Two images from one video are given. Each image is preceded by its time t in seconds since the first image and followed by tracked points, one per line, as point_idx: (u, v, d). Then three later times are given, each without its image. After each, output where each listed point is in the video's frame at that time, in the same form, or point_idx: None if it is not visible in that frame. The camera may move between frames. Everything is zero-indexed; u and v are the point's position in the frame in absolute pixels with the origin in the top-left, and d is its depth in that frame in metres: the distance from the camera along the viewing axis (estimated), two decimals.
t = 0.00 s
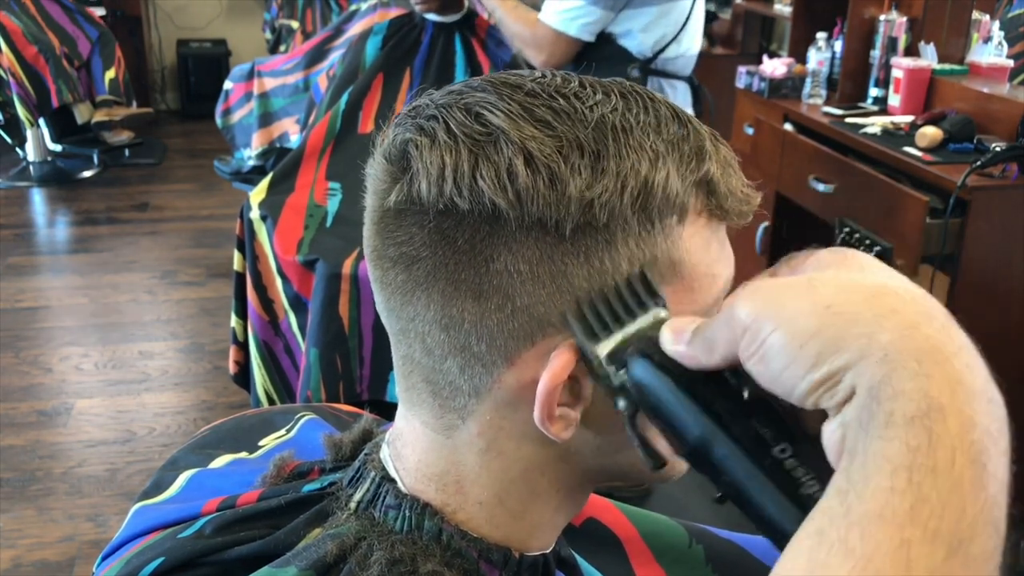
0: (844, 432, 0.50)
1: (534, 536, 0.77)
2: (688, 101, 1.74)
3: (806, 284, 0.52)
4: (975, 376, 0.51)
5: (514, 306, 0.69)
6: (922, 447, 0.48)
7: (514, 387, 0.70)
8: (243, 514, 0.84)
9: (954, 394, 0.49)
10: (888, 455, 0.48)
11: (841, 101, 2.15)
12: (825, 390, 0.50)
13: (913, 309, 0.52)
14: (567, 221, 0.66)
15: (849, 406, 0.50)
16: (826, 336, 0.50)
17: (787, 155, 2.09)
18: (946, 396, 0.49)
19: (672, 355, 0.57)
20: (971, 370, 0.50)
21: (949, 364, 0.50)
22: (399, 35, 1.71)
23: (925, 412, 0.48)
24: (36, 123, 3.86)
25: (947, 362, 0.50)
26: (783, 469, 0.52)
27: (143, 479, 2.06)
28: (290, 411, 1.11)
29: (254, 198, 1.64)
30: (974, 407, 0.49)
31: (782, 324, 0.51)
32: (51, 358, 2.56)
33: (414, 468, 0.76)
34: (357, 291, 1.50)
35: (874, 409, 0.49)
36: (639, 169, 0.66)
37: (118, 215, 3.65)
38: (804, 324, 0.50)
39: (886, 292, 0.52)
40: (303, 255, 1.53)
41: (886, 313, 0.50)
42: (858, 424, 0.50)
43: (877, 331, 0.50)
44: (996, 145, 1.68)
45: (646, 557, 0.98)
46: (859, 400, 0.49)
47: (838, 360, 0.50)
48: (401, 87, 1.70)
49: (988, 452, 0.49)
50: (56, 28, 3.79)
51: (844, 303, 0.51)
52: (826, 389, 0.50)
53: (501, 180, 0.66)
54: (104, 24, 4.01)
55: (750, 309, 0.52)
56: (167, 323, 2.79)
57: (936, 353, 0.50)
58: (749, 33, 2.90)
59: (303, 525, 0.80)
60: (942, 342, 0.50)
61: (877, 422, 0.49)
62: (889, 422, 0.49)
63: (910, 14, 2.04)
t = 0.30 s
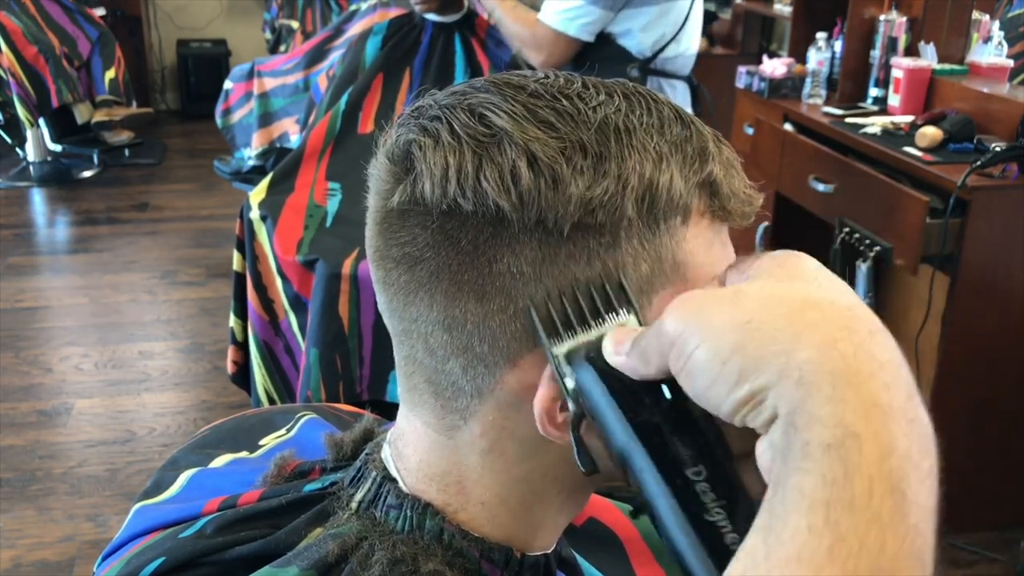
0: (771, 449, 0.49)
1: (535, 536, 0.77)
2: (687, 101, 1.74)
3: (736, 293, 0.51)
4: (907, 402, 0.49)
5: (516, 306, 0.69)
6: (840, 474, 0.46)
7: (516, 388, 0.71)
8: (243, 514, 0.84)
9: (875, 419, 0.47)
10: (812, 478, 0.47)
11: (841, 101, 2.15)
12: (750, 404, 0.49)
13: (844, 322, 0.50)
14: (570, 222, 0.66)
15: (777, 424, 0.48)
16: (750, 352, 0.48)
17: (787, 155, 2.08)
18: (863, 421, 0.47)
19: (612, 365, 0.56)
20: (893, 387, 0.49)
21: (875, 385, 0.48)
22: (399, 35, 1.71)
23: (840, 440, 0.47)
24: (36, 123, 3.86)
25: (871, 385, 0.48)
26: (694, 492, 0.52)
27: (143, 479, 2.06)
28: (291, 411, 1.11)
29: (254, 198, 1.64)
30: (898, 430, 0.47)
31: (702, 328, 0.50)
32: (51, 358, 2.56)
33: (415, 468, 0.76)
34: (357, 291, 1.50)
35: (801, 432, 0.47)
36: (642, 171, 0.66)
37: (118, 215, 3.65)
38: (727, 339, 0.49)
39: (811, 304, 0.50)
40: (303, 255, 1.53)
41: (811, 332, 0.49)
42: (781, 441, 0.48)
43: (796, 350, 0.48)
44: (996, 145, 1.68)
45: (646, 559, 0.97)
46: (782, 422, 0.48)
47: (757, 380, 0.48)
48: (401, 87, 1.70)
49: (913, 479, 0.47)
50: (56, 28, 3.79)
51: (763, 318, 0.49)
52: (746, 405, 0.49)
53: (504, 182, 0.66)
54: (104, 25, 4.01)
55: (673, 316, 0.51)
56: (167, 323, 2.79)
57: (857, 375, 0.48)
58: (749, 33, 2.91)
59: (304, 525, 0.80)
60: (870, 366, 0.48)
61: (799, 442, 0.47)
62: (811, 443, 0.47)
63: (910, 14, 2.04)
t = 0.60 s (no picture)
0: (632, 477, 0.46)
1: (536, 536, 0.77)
2: (687, 101, 1.74)
3: (617, 322, 0.48)
4: (773, 459, 0.47)
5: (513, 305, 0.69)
6: (706, 530, 0.44)
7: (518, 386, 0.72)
8: (243, 514, 0.84)
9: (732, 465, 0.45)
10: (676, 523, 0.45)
11: (841, 101, 2.15)
12: (618, 435, 0.46)
13: (710, 362, 0.47)
14: (567, 222, 0.66)
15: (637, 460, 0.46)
16: (620, 384, 0.46)
17: (787, 155, 2.08)
18: (730, 479, 0.45)
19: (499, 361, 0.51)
20: (764, 448, 0.46)
21: (734, 434, 0.46)
22: (399, 35, 1.71)
23: (706, 495, 0.44)
24: (36, 123, 3.87)
25: (729, 436, 0.46)
26: (515, 544, 0.49)
27: (143, 479, 2.06)
28: (291, 411, 1.11)
29: (254, 198, 1.64)
30: (758, 483, 0.45)
31: (574, 343, 0.48)
32: (51, 358, 2.56)
33: (415, 468, 0.76)
34: (356, 291, 1.50)
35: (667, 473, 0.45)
36: (640, 169, 0.65)
37: (118, 215, 3.65)
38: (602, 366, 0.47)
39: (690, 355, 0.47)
40: (303, 255, 1.54)
41: (675, 375, 0.46)
42: (646, 482, 0.46)
43: (661, 391, 0.46)
44: (996, 145, 1.68)
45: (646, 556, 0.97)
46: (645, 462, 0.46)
47: (623, 420, 0.46)
48: (400, 87, 1.70)
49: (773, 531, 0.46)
50: (56, 28, 3.79)
51: (637, 357, 0.46)
52: (614, 432, 0.46)
53: (501, 179, 0.65)
54: (104, 24, 4.01)
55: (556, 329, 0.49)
56: (167, 323, 2.79)
57: (717, 432, 0.45)
58: (749, 32, 2.90)
59: (304, 525, 0.80)
60: (728, 411, 0.46)
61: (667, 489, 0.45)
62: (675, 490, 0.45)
63: (910, 14, 2.04)
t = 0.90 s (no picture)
0: None
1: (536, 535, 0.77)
2: (686, 101, 1.75)
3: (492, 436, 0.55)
4: None
5: (513, 303, 0.68)
6: None
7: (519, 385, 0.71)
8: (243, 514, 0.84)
9: None
10: None
11: (841, 101, 2.15)
12: (461, 554, 0.54)
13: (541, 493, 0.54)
14: (571, 221, 0.66)
15: None
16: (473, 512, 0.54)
17: (787, 155, 2.08)
18: None
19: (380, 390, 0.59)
20: None
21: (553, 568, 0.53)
22: (399, 35, 1.71)
23: None
24: (36, 123, 3.87)
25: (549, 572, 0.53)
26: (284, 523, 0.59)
27: (143, 479, 2.06)
28: (290, 411, 1.11)
29: (254, 198, 1.64)
30: None
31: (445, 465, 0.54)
32: (51, 358, 2.56)
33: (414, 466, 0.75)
34: (357, 291, 1.49)
35: None
36: (643, 170, 0.65)
37: (117, 215, 3.65)
38: (460, 498, 0.54)
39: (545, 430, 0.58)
40: (303, 255, 1.54)
41: (509, 516, 0.53)
42: None
43: (492, 525, 0.53)
44: (996, 144, 1.68)
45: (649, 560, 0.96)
46: None
47: (463, 529, 0.54)
48: (400, 87, 1.70)
49: None
50: (56, 28, 3.79)
51: (489, 482, 0.54)
52: (457, 545, 0.54)
53: (503, 176, 0.65)
54: (104, 24, 4.01)
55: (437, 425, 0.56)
56: (167, 323, 2.79)
57: (541, 558, 0.53)
58: (749, 32, 2.91)
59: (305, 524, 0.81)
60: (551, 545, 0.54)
61: None
62: None
63: (910, 14, 2.04)
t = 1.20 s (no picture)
0: (651, 535, 0.52)
1: (540, 536, 0.77)
2: (686, 101, 1.75)
3: (706, 376, 0.50)
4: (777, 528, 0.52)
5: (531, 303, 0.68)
6: None
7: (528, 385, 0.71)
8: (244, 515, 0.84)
9: (752, 564, 0.51)
10: None
11: (841, 101, 2.15)
12: (662, 488, 0.51)
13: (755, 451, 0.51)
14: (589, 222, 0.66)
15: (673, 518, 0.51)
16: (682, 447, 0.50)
17: (787, 155, 2.08)
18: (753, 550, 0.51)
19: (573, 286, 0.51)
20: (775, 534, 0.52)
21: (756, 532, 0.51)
22: (399, 35, 1.72)
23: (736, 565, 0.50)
24: (36, 123, 3.86)
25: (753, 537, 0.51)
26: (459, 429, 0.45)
27: (143, 479, 2.06)
28: (291, 411, 1.11)
29: (254, 198, 1.64)
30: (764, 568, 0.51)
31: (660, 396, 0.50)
32: (51, 358, 2.56)
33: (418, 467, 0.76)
34: (357, 291, 1.50)
35: (688, 541, 0.51)
36: (658, 172, 0.66)
37: (117, 215, 3.65)
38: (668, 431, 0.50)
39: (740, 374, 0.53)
40: (303, 255, 1.54)
41: (716, 457, 0.50)
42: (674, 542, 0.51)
43: (705, 473, 0.50)
44: (996, 145, 1.68)
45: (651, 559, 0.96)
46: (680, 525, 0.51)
47: (674, 477, 0.50)
48: (400, 88, 1.70)
49: None
50: (56, 28, 3.79)
51: (704, 433, 0.50)
52: (659, 476, 0.51)
53: (523, 175, 0.63)
54: (104, 25, 4.01)
55: (648, 348, 0.51)
56: (167, 323, 2.79)
57: (747, 515, 0.50)
58: (749, 32, 2.91)
59: (305, 525, 0.80)
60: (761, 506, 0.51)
61: (687, 550, 0.51)
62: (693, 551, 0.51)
63: (910, 14, 2.04)
